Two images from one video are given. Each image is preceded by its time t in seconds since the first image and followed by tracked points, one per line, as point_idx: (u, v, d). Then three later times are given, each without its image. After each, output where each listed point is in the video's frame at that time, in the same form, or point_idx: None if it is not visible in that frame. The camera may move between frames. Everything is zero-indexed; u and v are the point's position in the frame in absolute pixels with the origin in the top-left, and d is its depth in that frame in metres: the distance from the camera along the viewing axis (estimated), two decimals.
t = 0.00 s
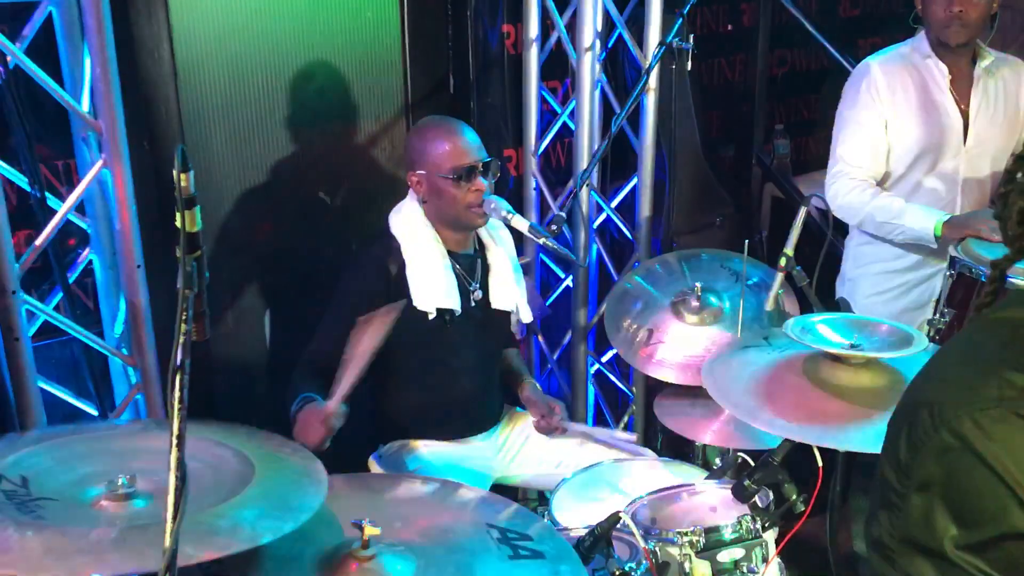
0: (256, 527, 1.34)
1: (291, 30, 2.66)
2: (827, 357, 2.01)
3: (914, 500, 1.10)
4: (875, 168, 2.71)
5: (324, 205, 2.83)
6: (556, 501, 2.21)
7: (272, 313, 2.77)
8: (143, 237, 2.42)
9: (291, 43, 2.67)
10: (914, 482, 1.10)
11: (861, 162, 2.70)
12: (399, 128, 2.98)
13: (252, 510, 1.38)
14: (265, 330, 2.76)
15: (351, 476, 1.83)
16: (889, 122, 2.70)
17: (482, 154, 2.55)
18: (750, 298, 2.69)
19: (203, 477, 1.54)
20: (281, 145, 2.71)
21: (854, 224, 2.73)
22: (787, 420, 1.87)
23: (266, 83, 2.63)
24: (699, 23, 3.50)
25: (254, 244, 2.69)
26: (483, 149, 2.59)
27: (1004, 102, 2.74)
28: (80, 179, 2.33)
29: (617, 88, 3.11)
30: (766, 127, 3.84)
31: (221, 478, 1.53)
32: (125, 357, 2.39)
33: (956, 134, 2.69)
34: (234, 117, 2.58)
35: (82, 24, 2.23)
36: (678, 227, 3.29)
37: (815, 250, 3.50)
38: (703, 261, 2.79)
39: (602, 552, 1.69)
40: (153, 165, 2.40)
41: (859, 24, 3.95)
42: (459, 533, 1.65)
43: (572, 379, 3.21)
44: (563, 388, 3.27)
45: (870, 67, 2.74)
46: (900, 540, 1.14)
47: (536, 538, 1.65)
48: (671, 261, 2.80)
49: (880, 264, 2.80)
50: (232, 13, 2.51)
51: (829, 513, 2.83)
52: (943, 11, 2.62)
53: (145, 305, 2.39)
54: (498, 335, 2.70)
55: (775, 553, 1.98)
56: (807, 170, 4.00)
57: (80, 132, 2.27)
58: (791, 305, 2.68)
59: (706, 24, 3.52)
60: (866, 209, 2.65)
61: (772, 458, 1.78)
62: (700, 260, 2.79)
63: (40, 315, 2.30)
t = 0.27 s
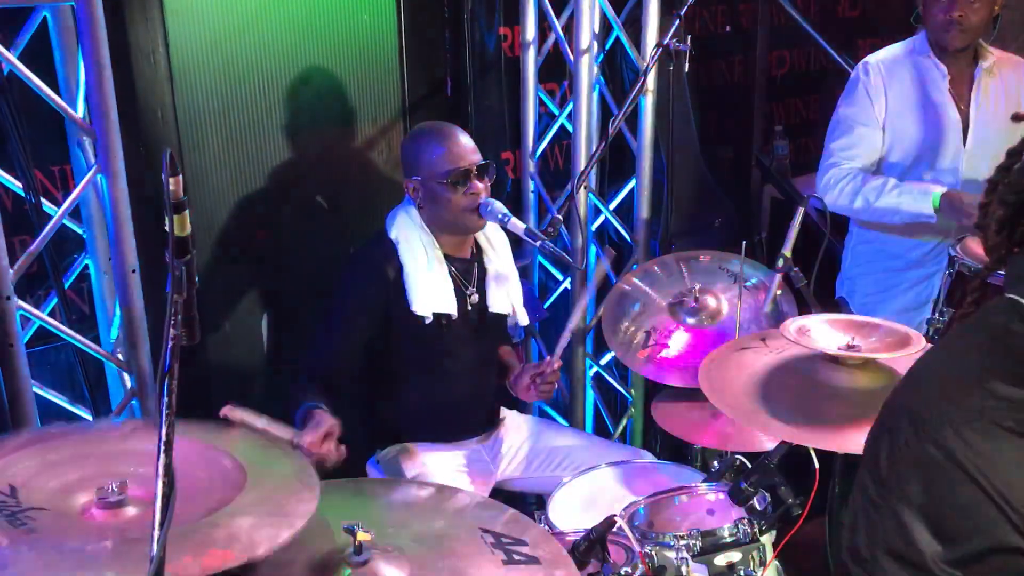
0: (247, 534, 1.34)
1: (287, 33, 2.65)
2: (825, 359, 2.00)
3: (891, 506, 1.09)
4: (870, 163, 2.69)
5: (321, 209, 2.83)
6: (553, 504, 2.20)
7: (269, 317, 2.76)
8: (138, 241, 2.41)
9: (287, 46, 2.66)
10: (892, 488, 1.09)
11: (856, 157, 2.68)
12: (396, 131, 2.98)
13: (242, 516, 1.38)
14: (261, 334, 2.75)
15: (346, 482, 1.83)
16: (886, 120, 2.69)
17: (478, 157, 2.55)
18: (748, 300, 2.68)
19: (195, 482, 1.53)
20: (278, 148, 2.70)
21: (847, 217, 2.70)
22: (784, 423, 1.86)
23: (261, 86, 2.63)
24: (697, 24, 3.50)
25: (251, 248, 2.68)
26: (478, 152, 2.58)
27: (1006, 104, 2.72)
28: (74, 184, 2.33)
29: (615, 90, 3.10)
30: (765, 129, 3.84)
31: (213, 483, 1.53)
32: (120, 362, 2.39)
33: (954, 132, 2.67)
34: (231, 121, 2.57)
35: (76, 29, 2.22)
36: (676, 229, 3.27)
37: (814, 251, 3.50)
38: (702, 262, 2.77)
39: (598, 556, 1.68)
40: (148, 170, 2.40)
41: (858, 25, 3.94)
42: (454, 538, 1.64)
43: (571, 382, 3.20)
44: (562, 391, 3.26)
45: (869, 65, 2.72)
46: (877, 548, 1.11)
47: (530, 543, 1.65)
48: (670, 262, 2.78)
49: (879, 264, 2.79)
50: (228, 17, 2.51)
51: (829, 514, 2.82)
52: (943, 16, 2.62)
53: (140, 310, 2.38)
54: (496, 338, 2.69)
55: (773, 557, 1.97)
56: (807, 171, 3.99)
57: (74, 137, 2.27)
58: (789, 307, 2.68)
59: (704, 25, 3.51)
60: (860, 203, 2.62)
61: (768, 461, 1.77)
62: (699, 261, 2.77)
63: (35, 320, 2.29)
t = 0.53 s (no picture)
0: (245, 533, 1.33)
1: (286, 33, 2.65)
2: (825, 360, 1.99)
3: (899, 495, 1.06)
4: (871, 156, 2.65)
5: (320, 209, 2.82)
6: (552, 504, 2.19)
7: (268, 317, 2.75)
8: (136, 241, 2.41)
9: (286, 45, 2.66)
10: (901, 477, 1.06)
11: (858, 148, 2.63)
12: (396, 131, 2.97)
13: (239, 516, 1.37)
14: (260, 334, 2.74)
15: (345, 482, 1.82)
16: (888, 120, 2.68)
17: (477, 156, 2.53)
18: (749, 299, 2.67)
19: (191, 484, 1.53)
20: (276, 148, 2.69)
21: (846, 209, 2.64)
22: (785, 422, 1.85)
23: (260, 85, 2.62)
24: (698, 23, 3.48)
25: (250, 248, 2.67)
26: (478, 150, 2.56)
27: (1007, 101, 2.72)
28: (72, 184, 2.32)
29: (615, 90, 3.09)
30: (765, 128, 3.83)
31: (210, 484, 1.52)
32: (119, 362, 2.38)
33: (956, 132, 2.67)
34: (229, 120, 2.56)
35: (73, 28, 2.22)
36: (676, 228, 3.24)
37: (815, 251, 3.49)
38: (702, 261, 2.76)
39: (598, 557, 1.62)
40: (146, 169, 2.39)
41: (858, 24, 3.93)
42: (453, 539, 1.63)
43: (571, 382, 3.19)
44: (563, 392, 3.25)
45: (871, 64, 2.71)
46: (886, 539, 1.08)
47: (530, 544, 1.63)
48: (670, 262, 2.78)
49: (881, 264, 2.77)
50: (226, 16, 2.51)
51: (830, 515, 2.81)
52: (943, 11, 2.60)
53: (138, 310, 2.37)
54: (495, 338, 2.68)
55: (773, 556, 1.97)
56: (808, 171, 3.98)
57: (72, 136, 2.27)
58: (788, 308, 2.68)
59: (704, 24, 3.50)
60: (862, 193, 2.56)
61: (769, 460, 1.76)
62: (699, 261, 2.77)
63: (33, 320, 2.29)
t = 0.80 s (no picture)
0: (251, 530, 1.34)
1: (290, 32, 2.66)
2: (825, 361, 2.00)
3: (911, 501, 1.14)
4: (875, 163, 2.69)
5: (322, 208, 2.83)
6: (553, 503, 2.21)
7: (270, 316, 2.76)
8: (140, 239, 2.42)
9: (289, 45, 2.67)
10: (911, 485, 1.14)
11: (861, 156, 2.67)
12: (397, 131, 2.99)
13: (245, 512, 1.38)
14: (262, 333, 2.75)
15: (348, 480, 1.83)
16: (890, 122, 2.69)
17: (480, 156, 2.55)
18: (749, 300, 2.68)
19: (196, 481, 1.54)
20: (279, 147, 2.70)
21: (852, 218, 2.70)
22: (785, 422, 1.86)
23: (264, 85, 2.63)
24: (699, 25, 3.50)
25: (252, 247, 2.68)
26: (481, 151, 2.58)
27: (1008, 102, 2.72)
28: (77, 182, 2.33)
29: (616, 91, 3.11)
30: (765, 130, 3.84)
31: (215, 481, 1.53)
32: (122, 360, 2.39)
33: (956, 135, 2.69)
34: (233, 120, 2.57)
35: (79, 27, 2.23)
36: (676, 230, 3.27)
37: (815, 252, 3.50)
38: (704, 262, 2.77)
39: (600, 555, 1.68)
40: (150, 168, 2.40)
41: (859, 27, 3.94)
42: (456, 537, 1.64)
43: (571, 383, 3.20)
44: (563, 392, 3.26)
45: (874, 66, 2.72)
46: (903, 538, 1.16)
47: (532, 543, 1.64)
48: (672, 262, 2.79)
49: (881, 267, 2.79)
50: (231, 15, 2.51)
51: (829, 515, 2.83)
52: (943, 14, 2.62)
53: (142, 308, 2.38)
54: (497, 338, 2.69)
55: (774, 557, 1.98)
56: (808, 173, 3.99)
57: (77, 135, 2.28)
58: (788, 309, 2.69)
59: (705, 26, 3.50)
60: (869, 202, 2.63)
61: (770, 461, 1.78)
62: (701, 261, 2.77)
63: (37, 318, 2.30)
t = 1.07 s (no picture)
0: (261, 528, 1.36)
1: (296, 37, 2.68)
2: (827, 364, 2.02)
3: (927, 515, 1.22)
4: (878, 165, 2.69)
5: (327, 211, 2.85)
6: (557, 505, 2.23)
7: (275, 318, 2.78)
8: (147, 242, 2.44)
9: (295, 49, 2.68)
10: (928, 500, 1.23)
11: (864, 158, 2.67)
12: (402, 135, 3.02)
13: (255, 511, 1.39)
14: (267, 335, 2.77)
15: (354, 481, 1.84)
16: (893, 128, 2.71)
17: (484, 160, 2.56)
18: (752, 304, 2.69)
19: (205, 479, 1.55)
20: (285, 151, 2.72)
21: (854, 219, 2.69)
22: (788, 425, 1.87)
23: (270, 89, 2.64)
24: (702, 31, 3.52)
25: (257, 249, 2.70)
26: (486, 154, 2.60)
27: (1011, 112, 2.75)
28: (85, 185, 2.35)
29: (619, 96, 3.13)
30: (767, 136, 3.86)
31: (224, 480, 1.54)
32: (128, 361, 2.40)
33: (959, 142, 2.71)
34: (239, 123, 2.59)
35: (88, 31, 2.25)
36: (678, 234, 3.28)
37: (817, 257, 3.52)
38: (706, 267, 2.79)
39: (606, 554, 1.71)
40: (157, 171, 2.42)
41: (860, 34, 3.97)
42: (462, 536, 1.66)
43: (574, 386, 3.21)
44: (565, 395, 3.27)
45: (878, 73, 2.73)
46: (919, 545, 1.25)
47: (538, 542, 1.66)
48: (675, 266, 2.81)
49: (885, 272, 2.81)
50: (238, 20, 2.53)
51: (830, 518, 2.84)
52: (947, 23, 2.64)
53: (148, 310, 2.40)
54: (500, 341, 2.71)
55: (777, 557, 1.99)
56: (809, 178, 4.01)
57: (85, 138, 2.29)
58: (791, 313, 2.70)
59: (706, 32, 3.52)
60: (870, 198, 2.59)
61: (773, 463, 1.82)
62: (703, 265, 2.79)
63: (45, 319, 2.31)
